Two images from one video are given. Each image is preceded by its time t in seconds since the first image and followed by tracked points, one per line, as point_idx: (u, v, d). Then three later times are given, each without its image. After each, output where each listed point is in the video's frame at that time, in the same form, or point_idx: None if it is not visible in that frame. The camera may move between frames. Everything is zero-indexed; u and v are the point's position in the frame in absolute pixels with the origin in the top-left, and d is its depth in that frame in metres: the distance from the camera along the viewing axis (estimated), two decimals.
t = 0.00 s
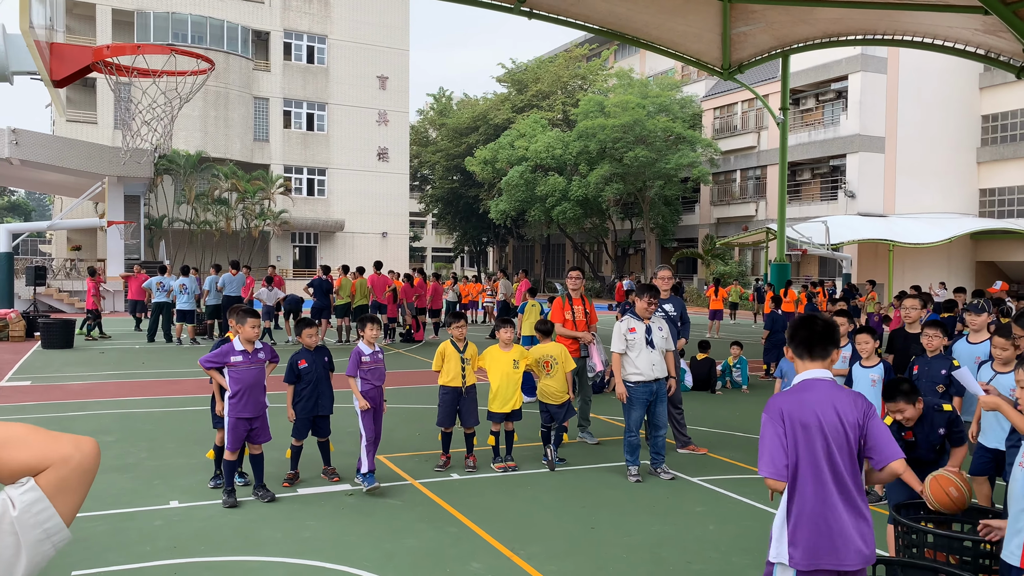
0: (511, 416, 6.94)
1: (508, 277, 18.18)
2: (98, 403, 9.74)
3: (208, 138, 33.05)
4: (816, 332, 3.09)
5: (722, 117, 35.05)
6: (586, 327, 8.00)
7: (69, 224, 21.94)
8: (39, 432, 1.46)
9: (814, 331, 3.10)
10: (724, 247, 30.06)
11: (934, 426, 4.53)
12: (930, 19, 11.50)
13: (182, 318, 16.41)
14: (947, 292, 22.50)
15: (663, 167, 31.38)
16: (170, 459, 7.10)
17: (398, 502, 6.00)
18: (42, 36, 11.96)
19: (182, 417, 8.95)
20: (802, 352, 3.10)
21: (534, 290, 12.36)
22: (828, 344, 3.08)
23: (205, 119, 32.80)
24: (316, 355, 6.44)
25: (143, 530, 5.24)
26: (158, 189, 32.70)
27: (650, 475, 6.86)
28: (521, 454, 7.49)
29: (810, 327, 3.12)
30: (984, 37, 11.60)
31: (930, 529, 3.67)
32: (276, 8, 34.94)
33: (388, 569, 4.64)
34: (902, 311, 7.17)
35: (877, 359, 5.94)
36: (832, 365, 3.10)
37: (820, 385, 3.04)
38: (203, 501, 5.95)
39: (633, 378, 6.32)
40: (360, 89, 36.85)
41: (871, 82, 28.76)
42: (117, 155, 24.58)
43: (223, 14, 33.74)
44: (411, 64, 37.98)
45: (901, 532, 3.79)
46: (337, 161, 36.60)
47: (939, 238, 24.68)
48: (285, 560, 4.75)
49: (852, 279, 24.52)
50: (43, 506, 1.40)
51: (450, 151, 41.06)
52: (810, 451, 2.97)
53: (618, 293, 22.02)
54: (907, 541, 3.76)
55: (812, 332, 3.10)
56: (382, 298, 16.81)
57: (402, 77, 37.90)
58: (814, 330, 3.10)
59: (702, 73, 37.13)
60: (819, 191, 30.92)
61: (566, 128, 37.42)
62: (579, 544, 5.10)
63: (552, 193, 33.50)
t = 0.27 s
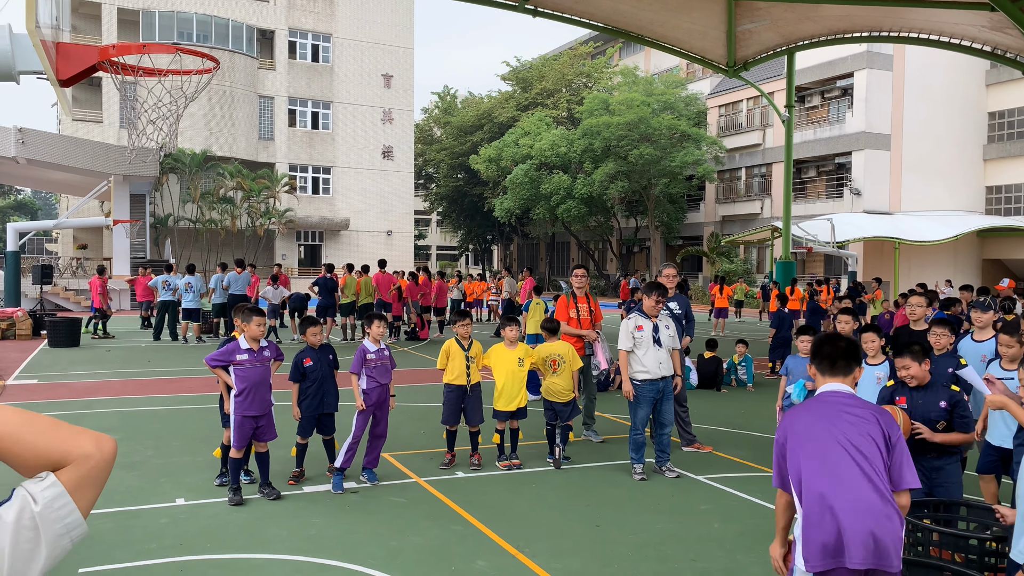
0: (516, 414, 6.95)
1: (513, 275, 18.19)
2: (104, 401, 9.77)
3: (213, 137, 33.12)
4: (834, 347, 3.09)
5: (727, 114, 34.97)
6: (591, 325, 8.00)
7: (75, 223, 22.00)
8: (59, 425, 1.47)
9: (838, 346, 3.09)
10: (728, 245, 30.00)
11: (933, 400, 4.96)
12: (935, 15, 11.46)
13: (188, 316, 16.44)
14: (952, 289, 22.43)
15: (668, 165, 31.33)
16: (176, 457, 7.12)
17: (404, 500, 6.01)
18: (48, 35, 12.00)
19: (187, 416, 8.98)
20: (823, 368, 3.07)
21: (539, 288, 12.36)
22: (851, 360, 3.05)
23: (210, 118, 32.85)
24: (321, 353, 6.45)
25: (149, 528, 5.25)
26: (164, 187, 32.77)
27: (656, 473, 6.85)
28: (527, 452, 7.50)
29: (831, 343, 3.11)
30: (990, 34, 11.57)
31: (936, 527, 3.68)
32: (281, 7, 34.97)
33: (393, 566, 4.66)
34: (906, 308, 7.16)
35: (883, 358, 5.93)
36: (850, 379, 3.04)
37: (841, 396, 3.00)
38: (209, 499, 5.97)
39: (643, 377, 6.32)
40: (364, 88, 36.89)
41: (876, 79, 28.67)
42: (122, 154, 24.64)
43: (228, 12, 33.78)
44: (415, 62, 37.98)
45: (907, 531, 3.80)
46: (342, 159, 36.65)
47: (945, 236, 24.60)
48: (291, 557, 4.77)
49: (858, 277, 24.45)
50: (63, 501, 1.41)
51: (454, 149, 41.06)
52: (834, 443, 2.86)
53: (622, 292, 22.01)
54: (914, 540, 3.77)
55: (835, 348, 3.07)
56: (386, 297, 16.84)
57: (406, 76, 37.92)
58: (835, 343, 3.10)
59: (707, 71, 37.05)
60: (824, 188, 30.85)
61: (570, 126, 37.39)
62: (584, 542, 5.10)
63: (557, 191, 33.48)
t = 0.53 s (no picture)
0: (522, 413, 6.95)
1: (518, 274, 18.20)
2: (112, 400, 9.82)
3: (220, 137, 33.23)
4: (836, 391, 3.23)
5: (733, 113, 34.92)
6: (597, 324, 8.00)
7: (83, 223, 22.12)
8: (93, 418, 1.48)
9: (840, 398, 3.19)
10: (734, 244, 29.95)
11: (931, 382, 5.08)
12: (943, 14, 11.42)
13: (195, 316, 16.50)
14: (960, 289, 22.33)
15: (674, 165, 31.30)
16: (183, 456, 7.16)
17: (409, 499, 6.02)
18: (57, 36, 12.04)
19: (194, 414, 9.02)
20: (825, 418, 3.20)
21: (545, 288, 12.37)
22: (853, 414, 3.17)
23: (217, 118, 32.97)
24: (326, 352, 6.47)
25: (156, 527, 5.27)
26: (171, 187, 32.91)
27: (661, 473, 6.85)
28: (533, 451, 7.49)
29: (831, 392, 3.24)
30: (998, 33, 11.51)
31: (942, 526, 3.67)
32: (287, 7, 35.04)
33: (399, 565, 4.67)
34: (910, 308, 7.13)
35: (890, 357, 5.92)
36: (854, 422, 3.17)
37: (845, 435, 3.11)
38: (217, 498, 6.00)
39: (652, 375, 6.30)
40: (370, 88, 36.95)
41: (883, 77, 28.58)
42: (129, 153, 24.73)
43: (234, 12, 33.88)
44: (421, 62, 38.02)
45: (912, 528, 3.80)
46: (348, 159, 36.73)
47: (952, 235, 24.51)
48: (297, 556, 4.78)
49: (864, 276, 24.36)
50: (98, 495, 1.43)
51: (460, 148, 41.11)
52: (855, 454, 2.97)
53: (628, 291, 21.99)
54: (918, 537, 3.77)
55: (837, 402, 3.18)
56: (392, 296, 16.88)
57: (412, 76, 37.96)
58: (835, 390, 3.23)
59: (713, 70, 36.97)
60: (831, 188, 30.77)
61: (576, 126, 37.38)
62: (590, 542, 5.10)
63: (562, 190, 33.47)
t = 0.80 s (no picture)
0: (525, 416, 6.94)
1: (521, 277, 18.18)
2: (115, 402, 9.83)
3: (223, 140, 33.30)
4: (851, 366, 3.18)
5: (736, 116, 34.90)
6: (600, 326, 7.99)
7: (86, 225, 22.16)
8: (151, 479, 1.53)
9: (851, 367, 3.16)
10: (738, 247, 29.91)
11: (916, 387, 5.16)
12: (946, 16, 11.40)
13: (198, 318, 16.52)
14: (965, 291, 22.24)
15: (677, 167, 31.29)
16: (187, 459, 7.16)
17: (413, 502, 6.01)
18: (63, 39, 12.08)
19: (198, 417, 9.02)
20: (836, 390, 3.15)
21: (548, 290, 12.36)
22: (867, 382, 3.13)
23: (220, 121, 33.04)
24: (329, 355, 6.47)
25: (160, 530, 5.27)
26: (174, 190, 32.97)
27: (665, 476, 6.83)
28: (536, 455, 7.47)
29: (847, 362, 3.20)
30: (1002, 35, 11.48)
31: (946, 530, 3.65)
32: (291, 10, 35.10)
33: (402, 569, 4.66)
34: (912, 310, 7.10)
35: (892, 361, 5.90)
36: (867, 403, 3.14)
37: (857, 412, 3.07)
38: (220, 501, 5.99)
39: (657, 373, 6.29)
40: (374, 90, 37.00)
41: (887, 80, 28.56)
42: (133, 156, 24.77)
43: (238, 16, 33.98)
44: (425, 65, 38.06)
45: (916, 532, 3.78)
46: (351, 162, 36.78)
47: (956, 237, 24.44)
48: (300, 559, 4.77)
49: (868, 279, 24.30)
50: (146, 547, 1.47)
51: (463, 151, 41.14)
52: (860, 450, 2.94)
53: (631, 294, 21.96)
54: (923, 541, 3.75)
55: (850, 370, 3.14)
56: (395, 299, 16.89)
57: (415, 78, 38.01)
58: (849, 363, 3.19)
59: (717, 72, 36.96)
60: (834, 190, 30.74)
61: (579, 128, 37.39)
62: (594, 546, 5.08)
63: (565, 192, 33.46)
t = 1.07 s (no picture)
0: (525, 424, 6.94)
1: (522, 285, 18.17)
2: (115, 411, 9.82)
3: (224, 148, 33.40)
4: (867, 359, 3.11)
5: (736, 125, 34.98)
6: (600, 334, 7.99)
7: (87, 234, 22.18)
8: (147, 533, 1.57)
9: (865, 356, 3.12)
10: (738, 255, 29.93)
11: (913, 388, 5.12)
12: (945, 26, 11.44)
13: (198, 326, 16.51)
14: (965, 300, 22.21)
15: (677, 176, 31.34)
16: (185, 467, 7.14)
17: (412, 511, 5.99)
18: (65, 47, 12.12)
19: (197, 425, 9.00)
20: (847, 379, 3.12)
21: (548, 298, 12.35)
22: (877, 371, 3.09)
23: (222, 130, 33.15)
24: (329, 363, 6.46)
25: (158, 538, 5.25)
26: (176, 199, 33.04)
27: (666, 485, 6.81)
28: (536, 464, 7.45)
29: (859, 352, 3.15)
30: (1002, 44, 11.51)
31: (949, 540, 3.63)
32: (293, 19, 35.24)
33: None
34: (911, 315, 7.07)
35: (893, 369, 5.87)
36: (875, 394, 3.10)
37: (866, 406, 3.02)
38: (219, 509, 5.97)
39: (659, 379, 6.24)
40: (375, 100, 37.11)
41: (887, 89, 28.63)
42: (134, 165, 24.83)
43: (240, 25, 34.12)
44: (426, 74, 38.18)
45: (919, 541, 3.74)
46: (352, 170, 36.86)
47: (957, 246, 24.43)
48: (298, 569, 4.74)
49: (868, 288, 24.28)
50: None
51: (464, 160, 41.24)
52: (873, 456, 2.89)
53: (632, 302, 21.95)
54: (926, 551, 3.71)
55: (859, 359, 3.11)
56: (395, 307, 16.89)
57: (417, 88, 38.12)
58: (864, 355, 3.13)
59: (717, 81, 37.05)
60: (834, 199, 30.78)
61: (580, 137, 37.47)
62: (594, 555, 5.06)
63: (566, 201, 33.51)
